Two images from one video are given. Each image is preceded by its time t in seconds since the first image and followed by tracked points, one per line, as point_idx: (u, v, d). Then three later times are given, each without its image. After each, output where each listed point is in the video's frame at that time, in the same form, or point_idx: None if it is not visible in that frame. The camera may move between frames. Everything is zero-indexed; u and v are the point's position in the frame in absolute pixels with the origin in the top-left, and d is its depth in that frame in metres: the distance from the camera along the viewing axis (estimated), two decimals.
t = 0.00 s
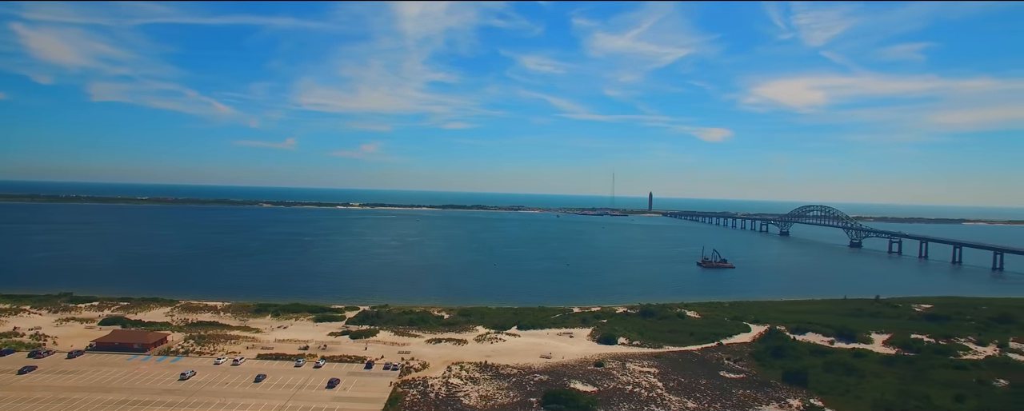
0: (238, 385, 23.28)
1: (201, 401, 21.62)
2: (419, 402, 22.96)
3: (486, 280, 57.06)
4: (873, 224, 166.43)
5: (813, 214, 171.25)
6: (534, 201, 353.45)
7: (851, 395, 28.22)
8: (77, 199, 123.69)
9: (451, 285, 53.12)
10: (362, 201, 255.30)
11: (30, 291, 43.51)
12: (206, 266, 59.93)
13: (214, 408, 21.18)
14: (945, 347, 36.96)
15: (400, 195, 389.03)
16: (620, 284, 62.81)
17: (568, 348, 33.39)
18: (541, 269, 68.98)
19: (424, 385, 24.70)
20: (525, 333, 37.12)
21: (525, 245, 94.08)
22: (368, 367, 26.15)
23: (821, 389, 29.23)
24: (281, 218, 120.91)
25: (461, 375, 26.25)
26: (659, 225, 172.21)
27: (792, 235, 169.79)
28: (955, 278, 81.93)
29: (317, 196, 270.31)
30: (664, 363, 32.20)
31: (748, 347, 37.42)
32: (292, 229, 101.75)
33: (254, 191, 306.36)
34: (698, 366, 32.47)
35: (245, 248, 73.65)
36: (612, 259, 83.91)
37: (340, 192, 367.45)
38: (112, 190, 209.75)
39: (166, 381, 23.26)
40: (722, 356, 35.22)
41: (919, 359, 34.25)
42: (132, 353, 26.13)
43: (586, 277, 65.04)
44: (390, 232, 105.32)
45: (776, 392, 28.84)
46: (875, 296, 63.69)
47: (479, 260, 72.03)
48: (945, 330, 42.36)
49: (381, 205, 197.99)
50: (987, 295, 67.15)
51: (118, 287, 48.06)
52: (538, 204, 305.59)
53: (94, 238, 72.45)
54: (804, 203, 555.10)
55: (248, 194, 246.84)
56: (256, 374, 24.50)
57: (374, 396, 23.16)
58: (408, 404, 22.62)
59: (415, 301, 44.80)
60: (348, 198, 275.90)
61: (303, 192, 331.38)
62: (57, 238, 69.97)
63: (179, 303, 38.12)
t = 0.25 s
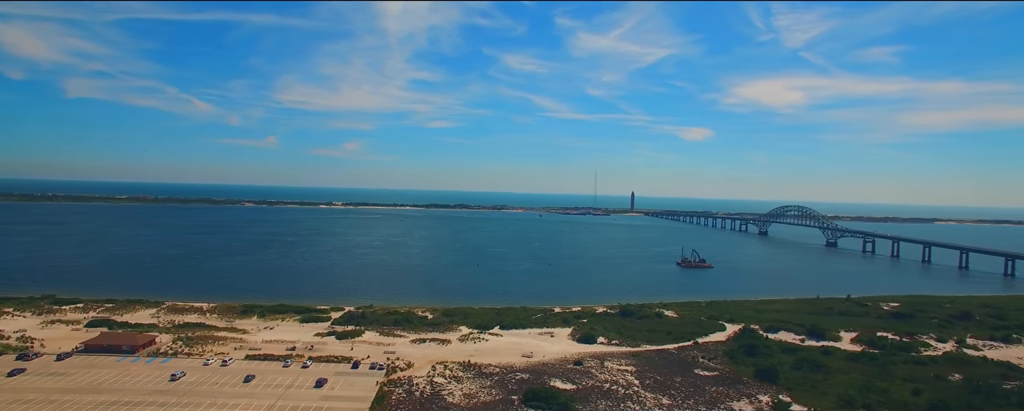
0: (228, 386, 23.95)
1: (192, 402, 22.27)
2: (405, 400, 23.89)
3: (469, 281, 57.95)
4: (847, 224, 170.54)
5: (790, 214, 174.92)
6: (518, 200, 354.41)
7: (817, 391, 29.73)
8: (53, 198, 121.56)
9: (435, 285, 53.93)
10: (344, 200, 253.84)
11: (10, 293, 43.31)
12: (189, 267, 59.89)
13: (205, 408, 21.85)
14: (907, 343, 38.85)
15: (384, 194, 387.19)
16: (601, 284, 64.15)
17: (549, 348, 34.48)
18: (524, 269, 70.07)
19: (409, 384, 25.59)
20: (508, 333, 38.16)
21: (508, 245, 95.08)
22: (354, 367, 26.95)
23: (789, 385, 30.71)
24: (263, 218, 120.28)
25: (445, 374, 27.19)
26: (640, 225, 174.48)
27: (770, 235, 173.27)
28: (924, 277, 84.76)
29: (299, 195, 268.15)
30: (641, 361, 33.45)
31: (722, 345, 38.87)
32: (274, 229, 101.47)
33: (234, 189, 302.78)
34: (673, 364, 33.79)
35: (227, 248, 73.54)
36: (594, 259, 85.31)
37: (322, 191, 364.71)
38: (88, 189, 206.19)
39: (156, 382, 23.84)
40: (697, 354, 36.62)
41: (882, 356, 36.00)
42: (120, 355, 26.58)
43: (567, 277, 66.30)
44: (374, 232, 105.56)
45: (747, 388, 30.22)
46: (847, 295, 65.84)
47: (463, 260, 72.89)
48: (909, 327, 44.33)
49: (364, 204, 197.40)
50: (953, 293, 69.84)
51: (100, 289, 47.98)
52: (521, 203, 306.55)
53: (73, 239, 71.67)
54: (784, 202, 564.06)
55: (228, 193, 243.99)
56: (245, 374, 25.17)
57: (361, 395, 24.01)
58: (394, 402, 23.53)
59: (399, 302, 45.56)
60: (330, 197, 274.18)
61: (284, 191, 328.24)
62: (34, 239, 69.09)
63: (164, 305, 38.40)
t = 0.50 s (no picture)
0: (227, 385, 24.72)
1: (193, 401, 23.04)
2: (399, 399, 24.76)
3: (461, 281, 58.83)
4: (835, 224, 172.88)
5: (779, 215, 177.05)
6: (510, 200, 355.34)
7: (796, 389, 30.89)
8: (43, 197, 120.99)
9: (428, 286, 54.76)
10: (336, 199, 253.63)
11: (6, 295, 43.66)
12: (183, 267, 60.33)
13: (205, 406, 22.63)
14: (885, 342, 40.20)
15: (376, 193, 386.68)
16: (591, 284, 65.24)
17: (539, 347, 35.44)
18: (516, 269, 71.04)
19: (403, 383, 26.45)
20: (499, 333, 39.10)
21: (500, 245, 96.00)
22: (350, 367, 27.77)
23: (770, 383, 31.86)
24: (255, 217, 120.43)
25: (438, 373, 28.08)
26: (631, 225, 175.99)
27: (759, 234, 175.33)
28: (907, 277, 86.45)
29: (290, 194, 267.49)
30: (628, 360, 34.48)
31: (707, 345, 40.02)
32: (267, 229, 101.76)
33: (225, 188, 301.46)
34: (659, 363, 34.86)
35: (220, 249, 73.92)
36: (584, 260, 86.41)
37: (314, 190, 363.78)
38: (78, 187, 204.72)
39: (157, 382, 24.56)
40: (683, 353, 37.74)
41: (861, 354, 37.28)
42: (120, 355, 27.25)
43: (558, 277, 67.33)
44: (366, 232, 106.09)
45: (729, 386, 31.33)
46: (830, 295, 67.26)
47: (455, 260, 73.75)
48: (888, 326, 45.70)
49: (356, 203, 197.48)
50: (934, 293, 71.53)
51: (95, 290, 48.39)
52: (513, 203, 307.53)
53: (65, 239, 71.73)
54: (774, 202, 568.64)
55: (219, 192, 243.03)
56: (243, 374, 25.93)
57: (357, 393, 24.86)
58: (389, 400, 24.40)
59: (393, 302, 46.37)
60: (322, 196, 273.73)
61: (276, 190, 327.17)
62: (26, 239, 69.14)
63: (160, 306, 38.99)
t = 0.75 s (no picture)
0: (227, 384, 25.49)
1: (194, 399, 23.79)
2: (394, 396, 25.63)
3: (454, 281, 59.66)
4: (824, 224, 174.89)
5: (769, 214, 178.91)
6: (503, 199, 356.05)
7: (778, 386, 32.01)
8: (34, 196, 120.55)
9: (422, 286, 55.53)
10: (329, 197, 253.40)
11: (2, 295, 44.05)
12: (177, 267, 60.78)
13: (207, 404, 23.40)
14: (866, 341, 41.47)
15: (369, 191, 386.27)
16: (583, 284, 66.22)
17: (530, 347, 36.36)
18: (508, 269, 71.94)
19: (397, 381, 27.29)
20: (491, 332, 40.00)
21: (493, 245, 96.85)
22: (346, 366, 28.58)
23: (753, 381, 32.97)
24: (249, 217, 120.63)
25: (431, 372, 28.96)
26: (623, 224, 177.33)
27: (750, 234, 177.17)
28: (893, 277, 87.92)
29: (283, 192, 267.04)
30: (617, 359, 35.49)
31: (694, 344, 41.14)
32: (260, 228, 102.05)
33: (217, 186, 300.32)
34: (646, 362, 35.91)
35: (214, 248, 74.33)
36: (576, 259, 87.44)
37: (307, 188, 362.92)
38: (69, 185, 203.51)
39: (159, 381, 25.27)
40: (670, 352, 38.82)
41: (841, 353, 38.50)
42: (121, 355, 27.92)
43: (550, 277, 68.31)
44: (360, 231, 106.60)
45: (714, 384, 32.41)
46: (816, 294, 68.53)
47: (449, 260, 74.53)
48: (870, 325, 46.99)
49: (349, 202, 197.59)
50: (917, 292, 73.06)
51: (91, 290, 48.84)
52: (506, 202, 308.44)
53: (58, 239, 71.89)
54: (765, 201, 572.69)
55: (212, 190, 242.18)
56: (242, 373, 26.68)
57: (353, 391, 25.71)
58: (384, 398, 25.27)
59: (387, 302, 47.14)
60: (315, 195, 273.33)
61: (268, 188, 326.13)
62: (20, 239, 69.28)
63: (158, 306, 39.59)
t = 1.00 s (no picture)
0: (227, 382, 26.23)
1: (195, 397, 24.52)
2: (389, 394, 26.50)
3: (448, 280, 60.48)
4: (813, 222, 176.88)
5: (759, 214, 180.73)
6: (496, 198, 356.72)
7: (761, 383, 33.12)
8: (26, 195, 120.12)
9: (415, 285, 56.32)
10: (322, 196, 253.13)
11: None
12: (172, 267, 61.21)
13: (207, 403, 24.14)
14: (848, 339, 42.72)
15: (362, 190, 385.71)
16: (574, 283, 67.23)
17: (521, 346, 37.26)
18: (501, 268, 72.81)
19: (392, 380, 28.13)
20: (483, 331, 40.88)
21: (485, 244, 97.69)
22: (342, 365, 29.37)
23: (737, 378, 34.06)
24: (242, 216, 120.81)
25: (425, 370, 29.82)
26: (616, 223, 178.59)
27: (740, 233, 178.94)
28: (879, 276, 89.48)
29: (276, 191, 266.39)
30: (606, 358, 36.48)
31: (681, 342, 42.22)
32: (254, 227, 102.29)
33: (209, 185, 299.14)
34: (634, 360, 36.95)
35: (208, 248, 74.71)
36: (568, 258, 88.47)
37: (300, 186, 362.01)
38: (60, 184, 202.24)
39: (160, 380, 25.96)
40: (658, 351, 39.87)
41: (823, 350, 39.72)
42: (121, 355, 28.55)
43: (542, 276, 69.29)
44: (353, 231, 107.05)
45: (699, 381, 33.47)
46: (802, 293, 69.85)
47: (442, 260, 75.33)
48: (852, 324, 48.27)
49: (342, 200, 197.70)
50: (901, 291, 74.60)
51: (87, 290, 49.26)
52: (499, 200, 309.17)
53: (51, 238, 72.00)
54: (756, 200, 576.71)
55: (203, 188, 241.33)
56: (241, 372, 27.42)
57: (350, 389, 26.55)
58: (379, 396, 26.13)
59: (381, 302, 47.91)
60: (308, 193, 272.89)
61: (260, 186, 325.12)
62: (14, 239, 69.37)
63: (155, 306, 40.17)
